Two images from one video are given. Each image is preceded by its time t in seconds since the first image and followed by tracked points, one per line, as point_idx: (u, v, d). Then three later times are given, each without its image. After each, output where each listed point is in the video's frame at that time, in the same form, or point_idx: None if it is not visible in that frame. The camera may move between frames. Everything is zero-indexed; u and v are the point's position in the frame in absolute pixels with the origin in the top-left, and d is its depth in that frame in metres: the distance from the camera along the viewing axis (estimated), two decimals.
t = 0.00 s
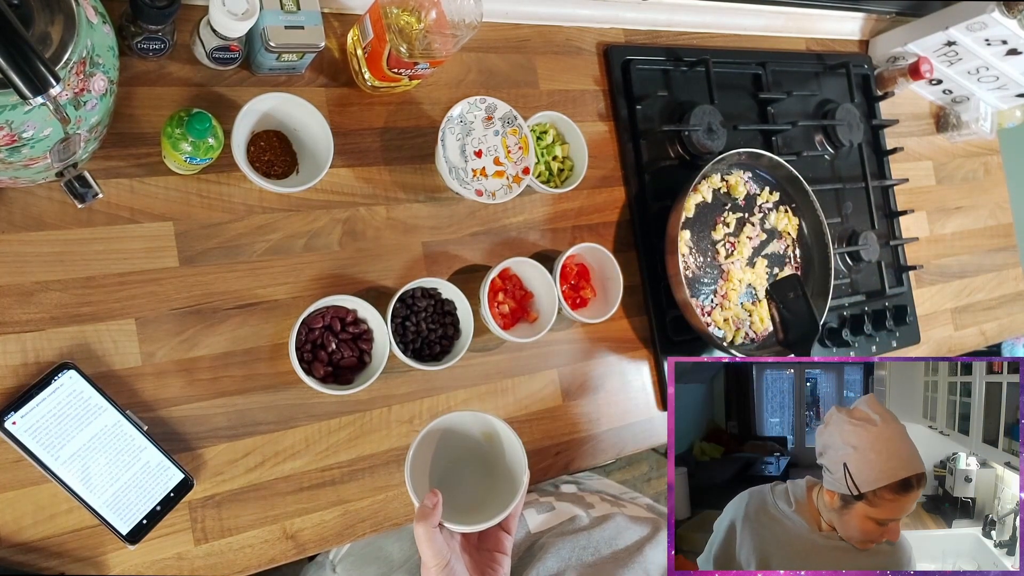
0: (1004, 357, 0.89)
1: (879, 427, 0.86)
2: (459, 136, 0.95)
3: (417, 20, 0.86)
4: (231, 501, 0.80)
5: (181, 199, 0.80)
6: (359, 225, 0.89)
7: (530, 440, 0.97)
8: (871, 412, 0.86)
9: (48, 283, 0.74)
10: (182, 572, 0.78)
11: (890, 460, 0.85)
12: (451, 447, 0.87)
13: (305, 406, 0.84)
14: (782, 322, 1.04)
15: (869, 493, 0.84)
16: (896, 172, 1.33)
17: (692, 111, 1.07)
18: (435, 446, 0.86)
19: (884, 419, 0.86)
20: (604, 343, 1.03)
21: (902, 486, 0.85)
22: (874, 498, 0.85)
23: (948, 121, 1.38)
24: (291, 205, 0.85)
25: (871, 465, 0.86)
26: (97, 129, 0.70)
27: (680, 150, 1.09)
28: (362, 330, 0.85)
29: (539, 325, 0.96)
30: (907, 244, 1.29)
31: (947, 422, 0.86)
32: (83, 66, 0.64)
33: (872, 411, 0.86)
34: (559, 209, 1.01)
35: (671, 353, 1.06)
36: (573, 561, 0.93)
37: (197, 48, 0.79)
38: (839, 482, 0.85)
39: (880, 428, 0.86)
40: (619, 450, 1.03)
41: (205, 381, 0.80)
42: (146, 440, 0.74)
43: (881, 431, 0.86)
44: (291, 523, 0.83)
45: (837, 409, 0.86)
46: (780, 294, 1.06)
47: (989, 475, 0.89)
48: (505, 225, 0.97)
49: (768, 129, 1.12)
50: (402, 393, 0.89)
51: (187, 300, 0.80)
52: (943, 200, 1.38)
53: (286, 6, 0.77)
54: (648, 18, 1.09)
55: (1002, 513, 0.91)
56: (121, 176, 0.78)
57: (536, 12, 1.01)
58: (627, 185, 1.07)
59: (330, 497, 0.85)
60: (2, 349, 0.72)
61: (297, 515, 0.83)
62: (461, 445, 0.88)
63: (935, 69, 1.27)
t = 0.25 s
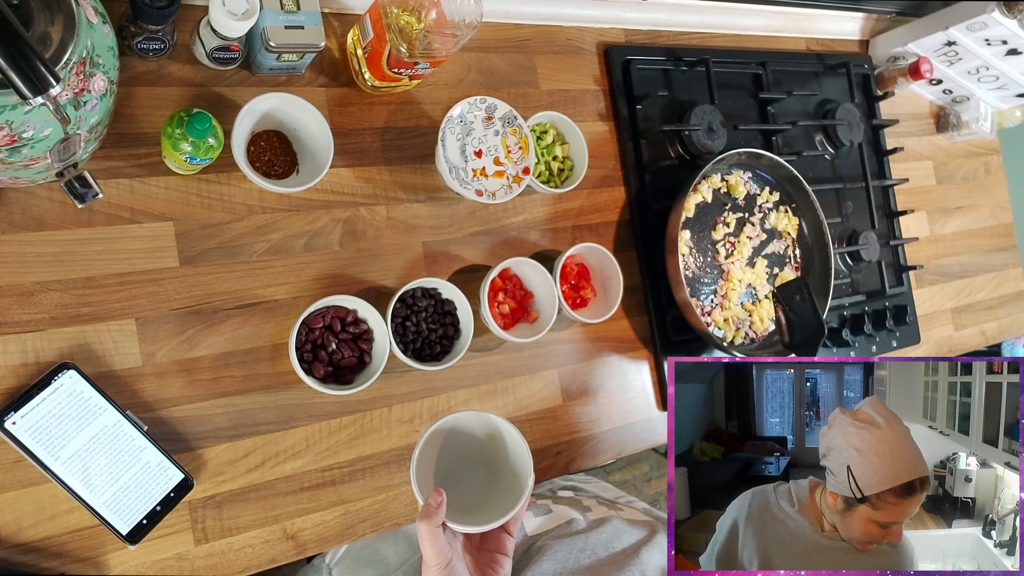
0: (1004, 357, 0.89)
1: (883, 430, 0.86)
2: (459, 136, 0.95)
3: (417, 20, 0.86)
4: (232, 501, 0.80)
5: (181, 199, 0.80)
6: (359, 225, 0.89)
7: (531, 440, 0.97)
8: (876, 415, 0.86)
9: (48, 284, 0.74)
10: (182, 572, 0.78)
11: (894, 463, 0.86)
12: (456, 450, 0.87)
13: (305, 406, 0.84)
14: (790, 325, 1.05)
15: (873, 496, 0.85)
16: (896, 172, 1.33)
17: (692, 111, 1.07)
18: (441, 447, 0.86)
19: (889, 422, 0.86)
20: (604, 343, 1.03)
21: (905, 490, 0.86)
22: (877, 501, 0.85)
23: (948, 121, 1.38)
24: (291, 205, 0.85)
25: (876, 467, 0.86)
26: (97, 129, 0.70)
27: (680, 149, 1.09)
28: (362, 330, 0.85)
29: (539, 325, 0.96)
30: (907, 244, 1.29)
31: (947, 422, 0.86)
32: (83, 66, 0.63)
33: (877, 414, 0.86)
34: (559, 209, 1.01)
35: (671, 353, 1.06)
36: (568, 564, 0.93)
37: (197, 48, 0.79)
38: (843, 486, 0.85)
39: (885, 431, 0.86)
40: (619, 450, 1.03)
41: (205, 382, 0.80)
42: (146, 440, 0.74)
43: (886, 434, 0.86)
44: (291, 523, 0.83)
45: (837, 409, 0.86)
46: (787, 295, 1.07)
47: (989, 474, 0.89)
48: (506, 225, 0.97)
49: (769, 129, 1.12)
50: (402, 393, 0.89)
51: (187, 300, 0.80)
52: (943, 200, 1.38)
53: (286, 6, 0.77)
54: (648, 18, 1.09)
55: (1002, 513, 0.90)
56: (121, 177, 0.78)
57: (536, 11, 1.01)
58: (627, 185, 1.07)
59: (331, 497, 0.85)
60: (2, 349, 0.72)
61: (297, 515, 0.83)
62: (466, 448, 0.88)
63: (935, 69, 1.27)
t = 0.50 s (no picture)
0: (1004, 357, 0.89)
1: (890, 436, 0.85)
2: (459, 136, 0.95)
3: (417, 20, 0.86)
4: (231, 501, 0.80)
5: (181, 199, 0.80)
6: (359, 225, 0.89)
7: (530, 440, 0.97)
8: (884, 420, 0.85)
9: (48, 284, 0.74)
10: (182, 572, 0.78)
11: (900, 469, 0.85)
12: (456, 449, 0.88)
13: (305, 406, 0.84)
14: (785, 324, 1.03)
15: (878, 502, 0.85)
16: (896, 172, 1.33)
17: (692, 111, 1.07)
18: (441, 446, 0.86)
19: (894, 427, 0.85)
20: (604, 343, 1.03)
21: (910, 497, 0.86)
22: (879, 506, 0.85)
23: (948, 121, 1.38)
24: (291, 205, 0.85)
25: (882, 473, 0.85)
26: (97, 129, 0.70)
27: (680, 149, 1.09)
28: (362, 330, 0.85)
29: (538, 325, 0.96)
30: (906, 244, 1.29)
31: (947, 422, 0.86)
32: (83, 66, 0.64)
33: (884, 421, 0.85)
34: (559, 209, 1.01)
35: (671, 353, 1.06)
36: (564, 563, 0.93)
37: (197, 48, 0.79)
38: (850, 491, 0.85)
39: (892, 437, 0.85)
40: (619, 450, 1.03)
41: (205, 381, 0.80)
42: (146, 440, 0.74)
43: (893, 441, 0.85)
44: (291, 523, 0.83)
45: (837, 409, 0.86)
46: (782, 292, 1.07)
47: (989, 474, 0.89)
48: (505, 224, 0.97)
49: (768, 129, 1.12)
50: (402, 393, 0.89)
51: (187, 300, 0.80)
52: (943, 200, 1.38)
53: (286, 6, 0.77)
54: (648, 18, 1.10)
55: (1003, 513, 0.90)
56: (121, 176, 0.78)
57: (536, 11, 1.01)
58: (627, 185, 1.07)
59: (331, 497, 0.85)
60: (2, 349, 0.72)
61: (297, 515, 0.83)
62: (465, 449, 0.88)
63: (935, 69, 1.27)
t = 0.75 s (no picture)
0: (1004, 357, 0.89)
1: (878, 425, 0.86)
2: (459, 136, 0.95)
3: (417, 20, 0.86)
4: (232, 501, 0.80)
5: (181, 199, 0.80)
6: (359, 225, 0.89)
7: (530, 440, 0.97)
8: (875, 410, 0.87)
9: (49, 284, 0.74)
10: (182, 572, 0.78)
11: (888, 458, 0.86)
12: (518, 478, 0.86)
13: (306, 406, 0.84)
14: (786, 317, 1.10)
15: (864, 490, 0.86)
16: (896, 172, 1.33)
17: (692, 111, 1.07)
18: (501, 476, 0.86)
19: (887, 419, 0.86)
20: (604, 343, 1.03)
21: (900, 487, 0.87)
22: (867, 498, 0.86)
23: (948, 121, 1.38)
24: (291, 205, 0.85)
25: (873, 462, 0.86)
26: (97, 129, 0.70)
27: (680, 149, 1.09)
28: (362, 330, 0.85)
29: (539, 325, 0.96)
30: (907, 244, 1.29)
31: (947, 422, 0.87)
32: (83, 67, 0.63)
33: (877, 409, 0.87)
34: (559, 209, 1.01)
35: (671, 353, 1.06)
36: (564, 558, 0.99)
37: (197, 48, 0.79)
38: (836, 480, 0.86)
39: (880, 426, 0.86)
40: (620, 450, 1.03)
41: (206, 382, 0.80)
42: (146, 440, 0.74)
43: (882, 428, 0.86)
44: (291, 524, 0.83)
45: (837, 409, 0.86)
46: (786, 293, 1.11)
47: (990, 474, 0.90)
48: (506, 224, 0.97)
49: (769, 129, 1.12)
50: (402, 393, 0.89)
51: (187, 300, 0.80)
52: (943, 200, 1.38)
53: (286, 6, 0.77)
54: (648, 18, 1.09)
55: (1002, 513, 0.91)
56: (121, 176, 0.77)
57: (536, 11, 1.01)
58: (627, 185, 1.07)
59: (331, 497, 0.85)
60: (2, 349, 0.72)
61: (298, 515, 0.83)
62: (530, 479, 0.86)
63: (935, 69, 1.27)
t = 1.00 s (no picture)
0: (1004, 357, 0.90)
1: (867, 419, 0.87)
2: (459, 136, 0.95)
3: (418, 20, 0.86)
4: (232, 501, 0.80)
5: (181, 199, 0.80)
6: (359, 225, 0.89)
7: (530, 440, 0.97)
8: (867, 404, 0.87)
9: (49, 284, 0.74)
10: (182, 572, 0.78)
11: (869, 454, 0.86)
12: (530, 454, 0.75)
13: (306, 406, 0.84)
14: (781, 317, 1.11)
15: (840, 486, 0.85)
16: (896, 172, 1.33)
17: (692, 111, 1.07)
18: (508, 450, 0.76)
19: (868, 413, 0.87)
20: (604, 343, 1.03)
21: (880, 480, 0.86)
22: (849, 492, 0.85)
23: (948, 121, 1.38)
24: (291, 205, 0.85)
25: (849, 457, 0.85)
26: (97, 129, 0.70)
27: (680, 149, 1.09)
28: (362, 330, 0.85)
29: (539, 325, 0.96)
30: (907, 244, 1.29)
31: (947, 422, 0.88)
32: (83, 66, 0.63)
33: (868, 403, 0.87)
34: (560, 209, 1.01)
35: (671, 353, 1.06)
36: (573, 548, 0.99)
37: (197, 48, 0.79)
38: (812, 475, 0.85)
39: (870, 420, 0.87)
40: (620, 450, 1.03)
41: (206, 382, 0.80)
42: (146, 440, 0.74)
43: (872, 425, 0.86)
44: (291, 523, 0.83)
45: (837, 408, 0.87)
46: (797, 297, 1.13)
47: (990, 474, 0.91)
48: (506, 224, 0.97)
49: (769, 129, 1.12)
50: (402, 393, 0.89)
51: (187, 300, 0.80)
52: (943, 200, 1.38)
53: (286, 6, 0.77)
54: (648, 18, 1.09)
55: (1002, 513, 0.91)
56: (121, 176, 0.77)
57: (536, 11, 1.01)
58: (627, 185, 1.07)
59: (331, 497, 0.85)
60: (2, 349, 0.72)
61: (298, 515, 0.83)
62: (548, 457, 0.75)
63: (935, 69, 1.27)
